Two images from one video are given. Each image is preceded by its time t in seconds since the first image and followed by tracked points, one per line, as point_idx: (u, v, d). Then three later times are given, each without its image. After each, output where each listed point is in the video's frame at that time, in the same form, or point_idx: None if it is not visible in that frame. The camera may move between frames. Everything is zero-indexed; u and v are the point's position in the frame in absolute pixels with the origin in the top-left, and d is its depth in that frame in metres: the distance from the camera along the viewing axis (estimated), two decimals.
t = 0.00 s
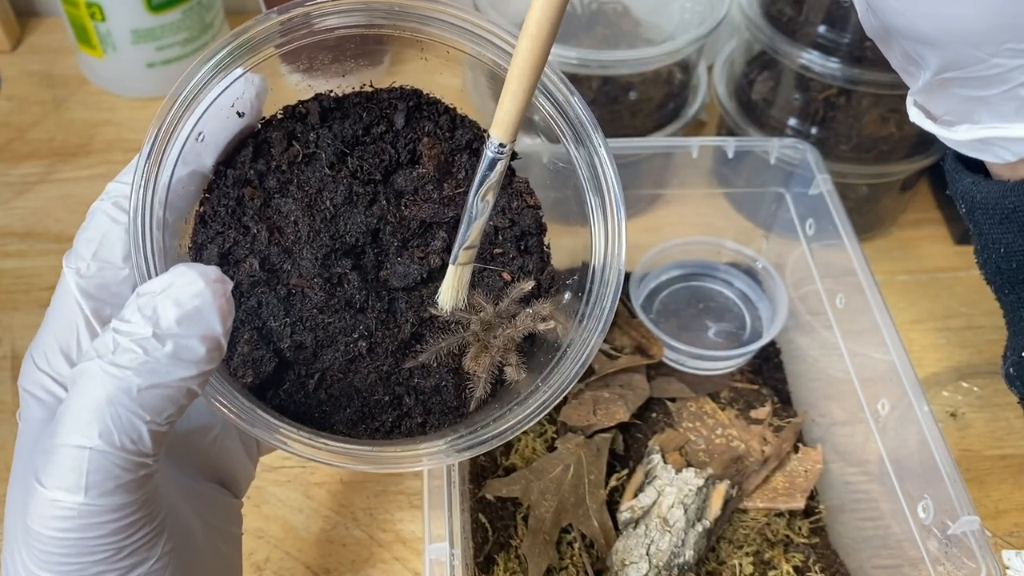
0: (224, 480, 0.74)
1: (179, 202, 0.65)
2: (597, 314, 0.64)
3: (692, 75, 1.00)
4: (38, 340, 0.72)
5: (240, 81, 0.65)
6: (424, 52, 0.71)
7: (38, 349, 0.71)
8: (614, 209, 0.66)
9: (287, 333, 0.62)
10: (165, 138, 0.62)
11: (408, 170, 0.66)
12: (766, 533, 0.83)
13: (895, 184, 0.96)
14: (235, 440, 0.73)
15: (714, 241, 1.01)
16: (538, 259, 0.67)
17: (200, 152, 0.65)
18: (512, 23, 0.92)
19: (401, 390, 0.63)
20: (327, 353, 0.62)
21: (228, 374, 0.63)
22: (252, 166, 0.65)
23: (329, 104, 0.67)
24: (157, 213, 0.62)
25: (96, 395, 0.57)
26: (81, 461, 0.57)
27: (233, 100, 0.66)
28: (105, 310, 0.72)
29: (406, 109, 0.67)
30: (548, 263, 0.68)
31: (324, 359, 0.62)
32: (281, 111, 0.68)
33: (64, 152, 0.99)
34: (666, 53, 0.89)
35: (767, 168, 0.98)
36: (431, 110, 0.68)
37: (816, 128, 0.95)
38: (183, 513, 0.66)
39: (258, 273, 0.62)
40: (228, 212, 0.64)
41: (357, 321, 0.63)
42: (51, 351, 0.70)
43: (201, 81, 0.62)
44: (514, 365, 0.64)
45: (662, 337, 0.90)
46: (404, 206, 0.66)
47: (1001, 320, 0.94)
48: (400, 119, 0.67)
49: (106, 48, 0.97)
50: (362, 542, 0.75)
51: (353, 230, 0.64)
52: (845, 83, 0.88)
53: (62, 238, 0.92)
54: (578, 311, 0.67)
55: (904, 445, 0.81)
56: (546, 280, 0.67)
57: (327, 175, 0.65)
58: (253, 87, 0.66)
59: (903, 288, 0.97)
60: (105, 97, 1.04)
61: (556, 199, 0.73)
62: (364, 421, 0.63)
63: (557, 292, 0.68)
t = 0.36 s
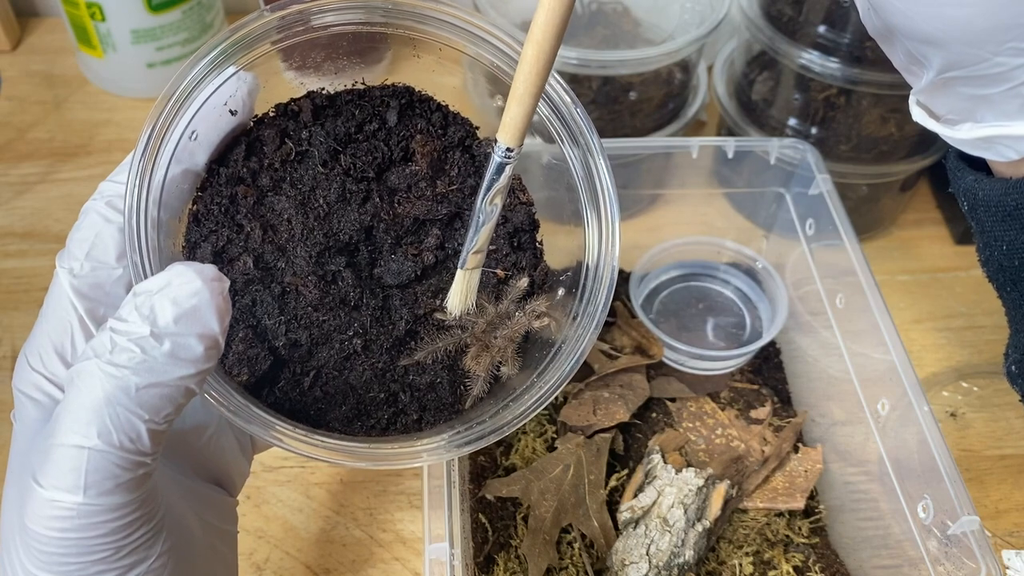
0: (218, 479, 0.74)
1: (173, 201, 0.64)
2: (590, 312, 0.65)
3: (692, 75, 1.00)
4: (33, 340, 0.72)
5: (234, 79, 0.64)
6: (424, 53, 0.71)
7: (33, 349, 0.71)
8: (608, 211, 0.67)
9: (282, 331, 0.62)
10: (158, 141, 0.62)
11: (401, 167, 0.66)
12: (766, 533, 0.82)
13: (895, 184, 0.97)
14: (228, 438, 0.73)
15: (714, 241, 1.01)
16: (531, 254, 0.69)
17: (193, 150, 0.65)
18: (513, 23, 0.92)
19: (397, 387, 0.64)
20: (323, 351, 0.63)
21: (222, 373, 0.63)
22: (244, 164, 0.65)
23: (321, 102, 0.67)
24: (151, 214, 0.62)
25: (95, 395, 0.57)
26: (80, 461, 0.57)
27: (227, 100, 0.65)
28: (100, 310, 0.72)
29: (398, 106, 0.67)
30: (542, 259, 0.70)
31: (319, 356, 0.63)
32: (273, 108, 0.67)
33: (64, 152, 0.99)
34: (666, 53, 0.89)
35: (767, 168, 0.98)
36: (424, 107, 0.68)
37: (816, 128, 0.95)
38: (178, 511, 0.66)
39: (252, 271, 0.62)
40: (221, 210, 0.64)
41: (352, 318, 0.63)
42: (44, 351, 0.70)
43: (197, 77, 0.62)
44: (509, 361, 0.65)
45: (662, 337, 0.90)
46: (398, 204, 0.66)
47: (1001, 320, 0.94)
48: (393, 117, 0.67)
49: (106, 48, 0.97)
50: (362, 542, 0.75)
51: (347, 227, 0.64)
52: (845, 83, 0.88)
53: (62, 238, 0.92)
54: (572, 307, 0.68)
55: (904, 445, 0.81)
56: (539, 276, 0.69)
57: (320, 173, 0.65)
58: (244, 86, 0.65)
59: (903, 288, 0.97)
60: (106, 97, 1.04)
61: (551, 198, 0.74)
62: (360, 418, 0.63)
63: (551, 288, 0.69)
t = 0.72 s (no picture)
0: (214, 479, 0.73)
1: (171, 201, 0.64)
2: (589, 312, 0.65)
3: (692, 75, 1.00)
4: (26, 343, 0.72)
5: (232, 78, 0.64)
6: (427, 53, 0.71)
7: (28, 351, 0.71)
8: (608, 211, 0.67)
9: (281, 331, 0.62)
10: (158, 140, 0.61)
11: (398, 165, 0.66)
12: (766, 533, 0.82)
13: (895, 184, 0.97)
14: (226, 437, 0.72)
15: (714, 241, 1.01)
16: (528, 252, 0.69)
17: (189, 149, 0.64)
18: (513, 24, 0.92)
19: (397, 385, 0.64)
20: (323, 350, 0.63)
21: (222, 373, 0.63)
22: (240, 162, 0.64)
23: (317, 100, 0.66)
24: (152, 215, 0.61)
25: (103, 400, 0.57)
26: (88, 467, 0.57)
27: (224, 97, 0.65)
28: (97, 310, 0.72)
29: (394, 103, 0.67)
30: (539, 258, 0.70)
31: (319, 356, 0.63)
32: (267, 106, 0.67)
33: (64, 152, 0.99)
34: (666, 53, 0.89)
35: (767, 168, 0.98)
36: (420, 104, 0.68)
37: (816, 128, 0.95)
38: (179, 511, 0.67)
39: (251, 270, 0.63)
40: (217, 210, 0.63)
41: (351, 318, 0.63)
42: (40, 352, 0.70)
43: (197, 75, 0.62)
44: (509, 359, 0.65)
45: (662, 337, 0.91)
46: (395, 202, 0.66)
47: (1001, 320, 0.94)
48: (389, 115, 0.66)
49: (106, 48, 0.97)
50: (362, 542, 0.76)
51: (345, 226, 0.64)
52: (845, 83, 0.88)
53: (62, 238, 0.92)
54: (572, 305, 0.68)
55: (904, 445, 0.81)
56: (537, 274, 0.69)
57: (317, 171, 0.64)
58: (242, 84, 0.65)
59: (903, 288, 0.97)
60: (106, 97, 1.04)
61: (546, 197, 0.74)
62: (361, 417, 0.64)
63: (549, 286, 0.70)
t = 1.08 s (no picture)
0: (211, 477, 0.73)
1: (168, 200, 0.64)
2: (587, 311, 0.65)
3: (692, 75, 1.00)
4: (22, 343, 0.72)
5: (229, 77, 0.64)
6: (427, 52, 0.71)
7: (24, 351, 0.71)
8: (606, 211, 0.67)
9: (278, 330, 0.62)
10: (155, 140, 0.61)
11: (395, 164, 0.66)
12: (766, 533, 0.82)
13: (895, 184, 0.97)
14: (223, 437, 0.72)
15: (714, 241, 1.01)
16: (524, 251, 0.69)
17: (186, 148, 0.64)
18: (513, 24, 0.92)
19: (395, 384, 0.64)
20: (320, 349, 0.63)
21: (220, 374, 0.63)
22: (237, 161, 0.64)
23: (314, 98, 0.66)
24: (150, 214, 0.61)
25: (103, 402, 0.57)
26: (89, 469, 0.57)
27: (221, 96, 0.65)
28: (94, 310, 0.72)
29: (391, 103, 0.67)
30: (536, 257, 0.70)
31: (317, 355, 0.63)
32: (264, 104, 0.67)
33: (64, 152, 0.99)
34: (666, 53, 0.89)
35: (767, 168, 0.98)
36: (416, 103, 0.68)
37: (816, 128, 0.95)
38: (179, 511, 0.66)
39: (248, 270, 0.62)
40: (214, 209, 0.63)
41: (349, 317, 0.63)
42: (36, 353, 0.70)
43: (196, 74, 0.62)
44: (506, 358, 0.66)
45: (662, 337, 0.91)
46: (392, 201, 0.65)
47: (1002, 320, 0.94)
48: (386, 114, 0.66)
49: (106, 48, 0.97)
50: (361, 542, 0.75)
51: (342, 225, 0.64)
52: (845, 83, 0.88)
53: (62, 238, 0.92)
54: (569, 304, 0.68)
55: (904, 445, 0.81)
56: (534, 273, 0.68)
57: (314, 170, 0.64)
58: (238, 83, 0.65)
59: (903, 288, 0.97)
60: (106, 97, 1.04)
61: (542, 196, 0.74)
62: (359, 417, 0.64)
63: (547, 285, 0.70)
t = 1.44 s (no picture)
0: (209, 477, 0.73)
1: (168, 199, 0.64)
2: (588, 312, 0.65)
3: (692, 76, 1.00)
4: (22, 343, 0.72)
5: (230, 77, 0.64)
6: (427, 52, 0.71)
7: (24, 351, 0.71)
8: (606, 212, 0.67)
9: (279, 331, 0.62)
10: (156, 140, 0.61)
11: (395, 164, 0.66)
12: (766, 533, 0.82)
13: (895, 184, 0.97)
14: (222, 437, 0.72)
15: (714, 241, 1.01)
16: (524, 251, 0.69)
17: (186, 147, 0.64)
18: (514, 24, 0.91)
19: (395, 385, 0.64)
20: (321, 350, 0.63)
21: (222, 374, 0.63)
22: (237, 160, 0.64)
23: (314, 98, 0.66)
24: (151, 215, 0.61)
25: (105, 405, 0.57)
26: (90, 472, 0.57)
27: (221, 96, 0.65)
28: (93, 311, 0.72)
29: (392, 103, 0.66)
30: (535, 258, 0.70)
31: (317, 356, 0.63)
32: (265, 103, 0.67)
33: (63, 152, 0.99)
34: (666, 53, 0.89)
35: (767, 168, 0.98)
36: (417, 103, 0.67)
37: (816, 129, 0.95)
38: (179, 511, 0.66)
39: (249, 270, 0.62)
40: (214, 209, 0.63)
41: (349, 318, 0.63)
42: (36, 353, 0.70)
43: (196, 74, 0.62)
44: (507, 360, 0.66)
45: (662, 337, 0.91)
46: (392, 201, 0.65)
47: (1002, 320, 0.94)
48: (386, 113, 0.66)
49: (106, 48, 0.97)
50: (361, 542, 0.75)
51: (342, 226, 0.64)
52: (845, 83, 0.88)
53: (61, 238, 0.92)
54: (570, 305, 0.68)
55: (904, 445, 0.81)
56: (533, 274, 0.68)
57: (314, 170, 0.64)
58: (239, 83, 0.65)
59: (903, 288, 0.97)
60: (106, 97, 1.04)
61: (542, 196, 0.74)
62: (359, 417, 0.64)
63: (546, 285, 0.70)
